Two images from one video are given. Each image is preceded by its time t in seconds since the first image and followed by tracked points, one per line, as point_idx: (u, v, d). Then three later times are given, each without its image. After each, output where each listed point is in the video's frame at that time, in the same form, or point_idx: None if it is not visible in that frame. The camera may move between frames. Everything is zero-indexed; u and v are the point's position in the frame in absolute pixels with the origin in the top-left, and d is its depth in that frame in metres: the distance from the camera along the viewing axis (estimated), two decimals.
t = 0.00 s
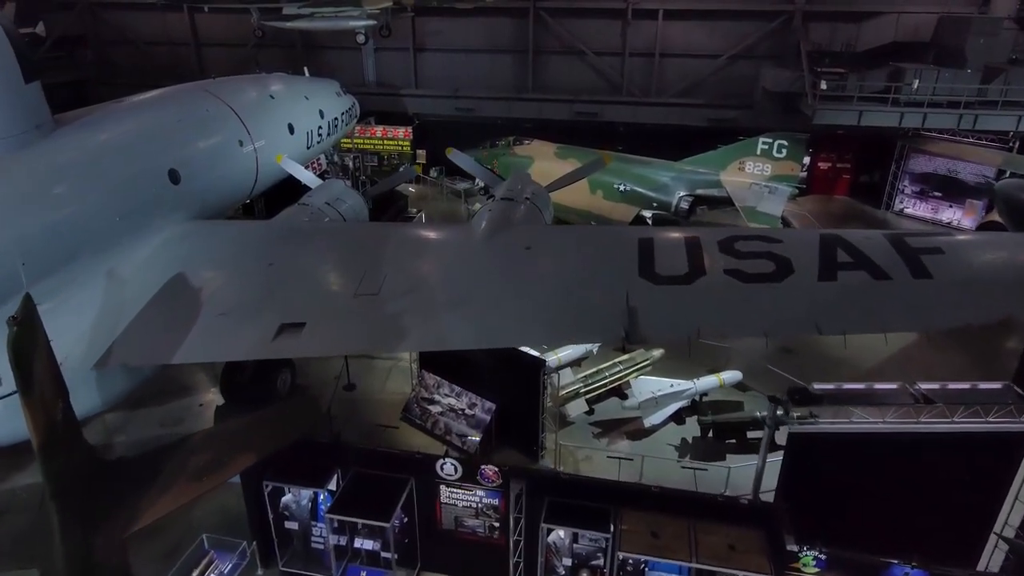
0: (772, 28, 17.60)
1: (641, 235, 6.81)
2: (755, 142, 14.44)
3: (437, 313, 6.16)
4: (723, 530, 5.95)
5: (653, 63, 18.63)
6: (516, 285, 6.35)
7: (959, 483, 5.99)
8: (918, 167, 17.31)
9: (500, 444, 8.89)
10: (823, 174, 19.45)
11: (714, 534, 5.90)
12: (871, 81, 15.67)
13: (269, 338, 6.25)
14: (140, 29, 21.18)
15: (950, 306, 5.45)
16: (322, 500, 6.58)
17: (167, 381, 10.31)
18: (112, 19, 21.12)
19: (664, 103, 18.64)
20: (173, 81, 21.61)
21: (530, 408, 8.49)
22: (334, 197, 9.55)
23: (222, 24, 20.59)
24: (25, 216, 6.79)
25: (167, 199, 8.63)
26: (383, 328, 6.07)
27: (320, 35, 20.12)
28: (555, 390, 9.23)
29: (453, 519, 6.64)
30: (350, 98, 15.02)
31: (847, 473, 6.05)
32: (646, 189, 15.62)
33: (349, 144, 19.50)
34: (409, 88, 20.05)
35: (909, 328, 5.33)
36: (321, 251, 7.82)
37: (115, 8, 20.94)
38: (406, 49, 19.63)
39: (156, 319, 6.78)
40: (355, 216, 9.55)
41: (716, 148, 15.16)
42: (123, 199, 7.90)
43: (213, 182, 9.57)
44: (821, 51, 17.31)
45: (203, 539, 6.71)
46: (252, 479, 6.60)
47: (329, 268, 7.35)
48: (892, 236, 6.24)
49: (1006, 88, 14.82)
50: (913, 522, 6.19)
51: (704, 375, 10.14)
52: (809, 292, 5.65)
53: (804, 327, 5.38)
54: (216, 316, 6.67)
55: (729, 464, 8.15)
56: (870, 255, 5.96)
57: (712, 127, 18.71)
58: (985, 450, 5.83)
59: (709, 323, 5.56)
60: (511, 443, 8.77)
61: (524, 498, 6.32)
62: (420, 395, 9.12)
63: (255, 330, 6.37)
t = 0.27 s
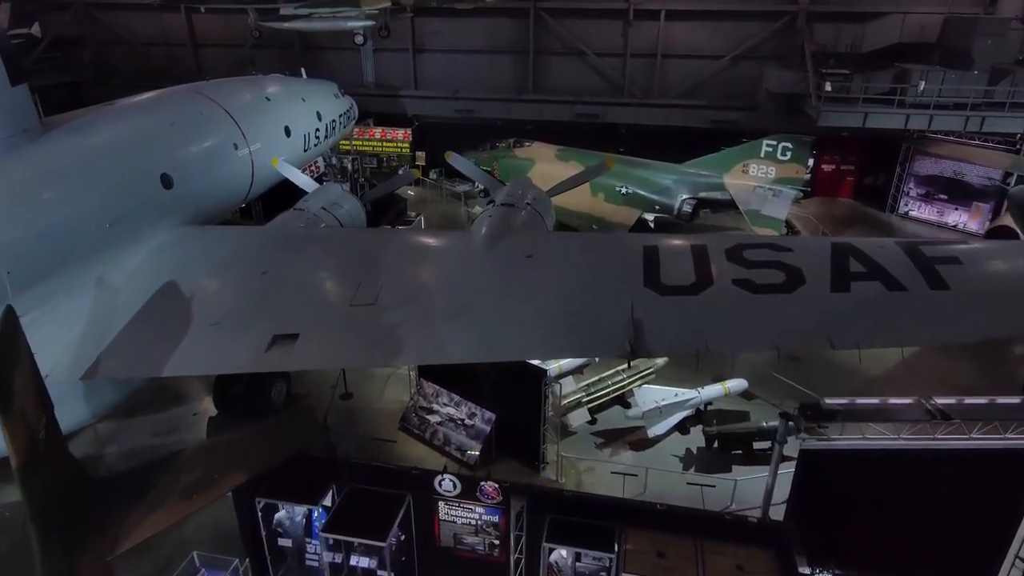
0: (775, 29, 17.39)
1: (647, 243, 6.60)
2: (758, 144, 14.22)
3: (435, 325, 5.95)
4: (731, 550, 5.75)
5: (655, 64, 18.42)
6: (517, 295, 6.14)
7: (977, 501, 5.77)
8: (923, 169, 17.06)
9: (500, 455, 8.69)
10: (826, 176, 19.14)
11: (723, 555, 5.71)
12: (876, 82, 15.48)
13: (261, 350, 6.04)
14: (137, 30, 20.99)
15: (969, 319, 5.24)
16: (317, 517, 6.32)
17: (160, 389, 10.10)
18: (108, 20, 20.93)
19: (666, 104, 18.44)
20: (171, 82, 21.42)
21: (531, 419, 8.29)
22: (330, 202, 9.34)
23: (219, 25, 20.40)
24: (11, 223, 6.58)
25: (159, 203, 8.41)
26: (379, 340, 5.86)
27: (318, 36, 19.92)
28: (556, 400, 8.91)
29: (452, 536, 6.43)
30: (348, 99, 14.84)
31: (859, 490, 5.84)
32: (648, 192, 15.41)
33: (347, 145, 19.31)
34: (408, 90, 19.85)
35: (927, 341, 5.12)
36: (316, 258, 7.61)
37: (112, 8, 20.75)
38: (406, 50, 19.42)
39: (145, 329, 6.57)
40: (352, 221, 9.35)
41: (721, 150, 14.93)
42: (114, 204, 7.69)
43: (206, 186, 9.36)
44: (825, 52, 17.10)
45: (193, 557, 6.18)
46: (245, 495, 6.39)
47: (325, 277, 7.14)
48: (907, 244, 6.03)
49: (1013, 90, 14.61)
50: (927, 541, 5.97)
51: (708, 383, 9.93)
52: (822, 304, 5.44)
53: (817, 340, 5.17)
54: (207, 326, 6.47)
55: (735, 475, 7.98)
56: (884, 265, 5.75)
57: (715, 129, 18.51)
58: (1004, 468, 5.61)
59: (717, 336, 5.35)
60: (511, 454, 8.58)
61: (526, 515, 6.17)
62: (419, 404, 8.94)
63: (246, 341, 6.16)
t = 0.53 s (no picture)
0: (778, 30, 17.19)
1: (652, 252, 6.40)
2: (762, 147, 13.89)
3: (434, 338, 5.75)
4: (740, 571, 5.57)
5: (657, 65, 18.21)
6: (518, 307, 5.94)
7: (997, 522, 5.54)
8: (928, 171, 16.89)
9: (501, 467, 8.51)
10: (830, 179, 19.07)
11: None
12: (881, 84, 15.28)
13: (253, 364, 5.83)
14: (134, 31, 20.79)
15: (989, 333, 5.04)
16: (312, 534, 6.07)
17: (152, 397, 9.89)
18: (104, 21, 20.73)
19: (666, 105, 18.13)
20: (168, 83, 21.21)
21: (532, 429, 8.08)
22: (327, 207, 9.13)
23: (216, 26, 20.21)
24: None
25: (151, 209, 8.20)
26: (376, 354, 5.67)
27: (316, 37, 19.72)
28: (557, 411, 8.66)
29: (451, 554, 6.22)
30: (347, 101, 14.65)
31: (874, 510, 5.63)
32: (650, 195, 15.26)
33: (346, 147, 19.12)
34: (407, 91, 19.65)
35: (945, 358, 4.92)
36: (311, 266, 7.40)
37: (108, 9, 20.55)
38: (405, 51, 19.21)
39: (134, 340, 6.36)
40: (349, 226, 9.16)
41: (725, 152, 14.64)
42: (105, 210, 7.49)
43: (200, 191, 9.15)
44: (829, 53, 16.89)
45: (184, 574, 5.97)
46: (238, 512, 6.20)
47: (321, 285, 6.93)
48: (922, 254, 5.83)
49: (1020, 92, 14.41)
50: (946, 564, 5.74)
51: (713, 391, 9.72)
52: (835, 317, 5.24)
53: (831, 354, 4.98)
54: (198, 338, 6.26)
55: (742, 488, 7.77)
56: (899, 276, 5.55)
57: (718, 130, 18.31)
58: None
59: (726, 351, 5.15)
60: (512, 465, 8.38)
61: (527, 533, 5.98)
62: (417, 414, 8.69)
63: (239, 354, 5.95)
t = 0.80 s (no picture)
0: (782, 31, 16.99)
1: (658, 260, 6.19)
2: (766, 150, 13.74)
3: (431, 352, 5.53)
4: None
5: (659, 66, 18.00)
6: (519, 319, 5.74)
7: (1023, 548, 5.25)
8: (934, 174, 16.68)
9: (502, 479, 8.32)
10: (834, 181, 18.98)
11: None
12: (886, 86, 15.09)
13: (244, 378, 5.63)
14: (131, 32, 20.61)
15: (1012, 348, 4.82)
16: (306, 554, 5.87)
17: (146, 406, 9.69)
18: (101, 22, 20.55)
19: (672, 107, 18.15)
20: (165, 84, 21.04)
21: (534, 441, 7.89)
22: (323, 213, 8.93)
23: (214, 27, 20.03)
24: None
25: (142, 215, 8.00)
26: (371, 369, 5.45)
27: (315, 38, 19.54)
28: (559, 420, 8.55)
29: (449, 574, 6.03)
30: (345, 103, 14.47)
31: (889, 531, 5.43)
32: (652, 198, 15.03)
33: (344, 149, 18.95)
34: (407, 92, 19.46)
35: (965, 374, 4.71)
36: (306, 274, 7.20)
37: (105, 10, 20.38)
38: (404, 52, 19.01)
39: (122, 353, 6.15)
40: (345, 232, 8.97)
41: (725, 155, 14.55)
42: (95, 217, 7.29)
43: (193, 196, 8.94)
44: (833, 54, 16.70)
45: None
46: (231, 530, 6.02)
47: (316, 295, 6.73)
48: (939, 265, 5.62)
49: None
50: None
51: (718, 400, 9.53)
52: (848, 330, 5.04)
53: (847, 370, 4.77)
54: (188, 351, 6.05)
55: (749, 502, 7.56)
56: (915, 288, 5.35)
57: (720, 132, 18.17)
58: None
59: (735, 367, 4.95)
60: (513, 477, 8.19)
61: (528, 554, 5.84)
62: (416, 424, 8.44)
63: (229, 368, 5.74)
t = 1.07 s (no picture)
0: (786, 31, 16.77)
1: (665, 270, 5.99)
2: (770, 153, 13.53)
3: (428, 366, 5.34)
4: None
5: (661, 68, 17.79)
6: (520, 331, 5.54)
7: None
8: (939, 177, 16.46)
9: (502, 492, 8.13)
10: (838, 184, 18.90)
11: None
12: (892, 88, 14.89)
13: (236, 393, 5.42)
14: (127, 32, 20.41)
15: None
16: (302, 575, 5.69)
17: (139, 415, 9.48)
18: (97, 22, 20.34)
19: (674, 109, 17.96)
20: (161, 85, 20.83)
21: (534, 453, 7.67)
22: (319, 219, 8.74)
23: (211, 27, 19.81)
24: None
25: (134, 221, 7.79)
26: (367, 384, 5.26)
27: (313, 38, 19.33)
28: (560, 431, 8.33)
29: None
30: (343, 105, 14.29)
31: (905, 557, 5.23)
32: (654, 202, 14.81)
33: (343, 151, 18.77)
34: (406, 93, 19.26)
35: (986, 393, 4.51)
36: (301, 283, 7.01)
37: (100, 10, 20.16)
38: (403, 53, 18.80)
39: (111, 366, 5.96)
40: (342, 237, 8.78)
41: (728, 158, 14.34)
42: (84, 223, 7.12)
43: (187, 201, 8.75)
44: (838, 56, 16.49)
45: None
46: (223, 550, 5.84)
47: (311, 304, 6.54)
48: (956, 276, 5.43)
49: None
50: None
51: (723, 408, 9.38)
52: (863, 345, 4.85)
53: (862, 388, 4.59)
54: (178, 364, 5.85)
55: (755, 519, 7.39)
56: (932, 300, 5.16)
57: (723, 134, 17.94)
58: None
59: (746, 384, 4.75)
60: (514, 490, 8.00)
61: None
62: (413, 435, 8.23)
63: (219, 382, 5.54)
